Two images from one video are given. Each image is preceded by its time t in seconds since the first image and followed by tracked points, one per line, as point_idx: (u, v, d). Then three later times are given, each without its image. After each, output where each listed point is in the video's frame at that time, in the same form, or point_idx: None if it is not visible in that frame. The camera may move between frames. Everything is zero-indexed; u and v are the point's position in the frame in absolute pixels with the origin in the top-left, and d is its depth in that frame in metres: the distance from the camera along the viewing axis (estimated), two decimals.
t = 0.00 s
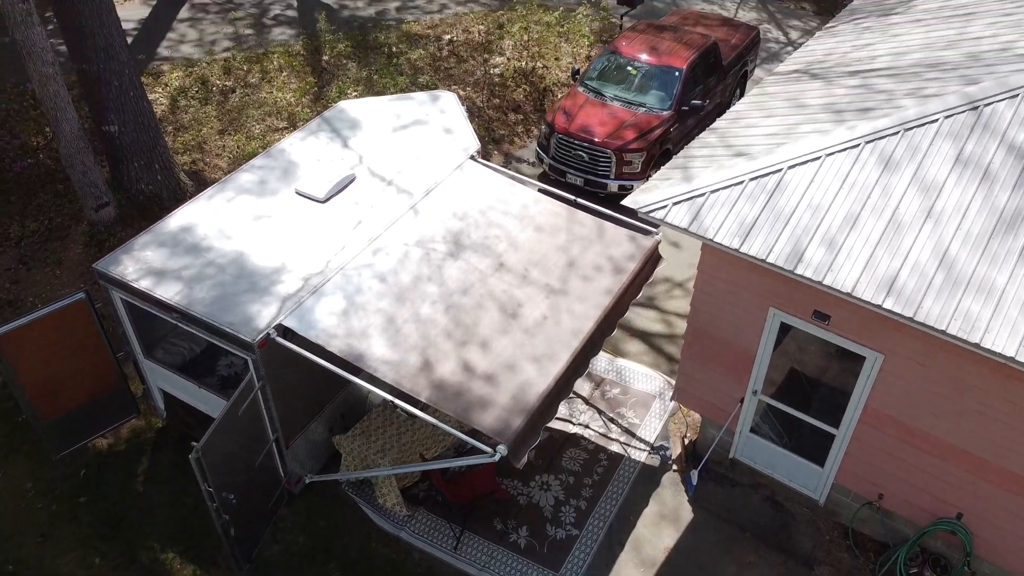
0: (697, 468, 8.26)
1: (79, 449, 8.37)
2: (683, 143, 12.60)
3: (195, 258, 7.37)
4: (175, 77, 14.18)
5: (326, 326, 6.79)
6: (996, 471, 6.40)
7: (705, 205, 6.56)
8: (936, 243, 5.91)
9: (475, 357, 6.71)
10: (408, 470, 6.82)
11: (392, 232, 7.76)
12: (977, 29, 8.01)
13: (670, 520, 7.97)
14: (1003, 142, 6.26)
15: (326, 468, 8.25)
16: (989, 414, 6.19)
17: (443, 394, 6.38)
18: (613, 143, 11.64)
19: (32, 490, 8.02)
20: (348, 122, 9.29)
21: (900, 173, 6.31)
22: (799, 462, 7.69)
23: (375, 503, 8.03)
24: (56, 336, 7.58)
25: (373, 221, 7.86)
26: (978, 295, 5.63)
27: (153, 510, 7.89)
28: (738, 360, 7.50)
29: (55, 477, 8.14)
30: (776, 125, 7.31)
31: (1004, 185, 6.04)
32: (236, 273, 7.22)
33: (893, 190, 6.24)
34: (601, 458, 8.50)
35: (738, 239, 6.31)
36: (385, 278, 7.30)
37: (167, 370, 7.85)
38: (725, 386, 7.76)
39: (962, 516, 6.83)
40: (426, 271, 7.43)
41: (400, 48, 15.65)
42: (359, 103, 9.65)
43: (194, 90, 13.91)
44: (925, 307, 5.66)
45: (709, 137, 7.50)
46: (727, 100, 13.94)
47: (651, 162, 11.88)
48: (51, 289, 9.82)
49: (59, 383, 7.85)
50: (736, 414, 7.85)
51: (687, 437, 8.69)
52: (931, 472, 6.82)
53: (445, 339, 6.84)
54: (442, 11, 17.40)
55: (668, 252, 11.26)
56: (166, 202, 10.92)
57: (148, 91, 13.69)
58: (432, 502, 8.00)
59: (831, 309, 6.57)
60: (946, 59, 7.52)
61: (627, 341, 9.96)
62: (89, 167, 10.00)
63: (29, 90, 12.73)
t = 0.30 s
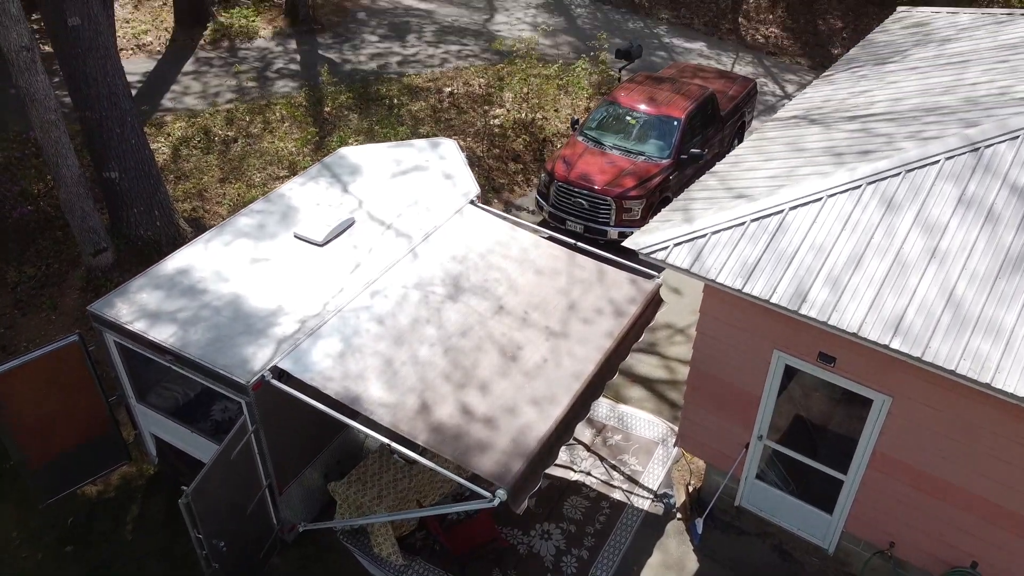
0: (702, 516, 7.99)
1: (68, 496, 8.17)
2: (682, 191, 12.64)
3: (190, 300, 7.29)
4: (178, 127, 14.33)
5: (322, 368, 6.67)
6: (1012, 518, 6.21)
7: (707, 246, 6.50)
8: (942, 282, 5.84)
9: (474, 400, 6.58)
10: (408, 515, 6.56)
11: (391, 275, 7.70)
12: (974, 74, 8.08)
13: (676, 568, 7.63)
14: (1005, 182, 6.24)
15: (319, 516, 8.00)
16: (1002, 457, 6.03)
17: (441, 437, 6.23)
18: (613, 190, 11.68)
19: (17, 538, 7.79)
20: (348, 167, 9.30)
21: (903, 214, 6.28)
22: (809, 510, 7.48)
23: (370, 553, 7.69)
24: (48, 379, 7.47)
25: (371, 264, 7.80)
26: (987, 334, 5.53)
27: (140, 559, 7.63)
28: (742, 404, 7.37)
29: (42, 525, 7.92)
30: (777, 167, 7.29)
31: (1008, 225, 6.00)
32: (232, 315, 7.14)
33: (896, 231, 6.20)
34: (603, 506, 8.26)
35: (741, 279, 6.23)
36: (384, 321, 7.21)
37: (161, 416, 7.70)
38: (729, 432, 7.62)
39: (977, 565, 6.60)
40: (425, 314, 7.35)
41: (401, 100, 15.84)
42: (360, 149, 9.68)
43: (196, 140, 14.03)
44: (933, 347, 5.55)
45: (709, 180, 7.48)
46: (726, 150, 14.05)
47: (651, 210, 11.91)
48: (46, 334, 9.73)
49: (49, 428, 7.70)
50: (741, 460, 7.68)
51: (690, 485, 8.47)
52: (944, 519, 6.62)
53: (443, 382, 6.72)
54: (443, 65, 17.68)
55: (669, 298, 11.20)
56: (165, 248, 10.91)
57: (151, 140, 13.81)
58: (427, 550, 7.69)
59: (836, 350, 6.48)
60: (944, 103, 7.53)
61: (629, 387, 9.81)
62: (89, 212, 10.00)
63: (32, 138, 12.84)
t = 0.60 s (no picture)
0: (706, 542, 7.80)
1: (55, 522, 7.97)
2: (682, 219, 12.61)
3: (184, 321, 7.17)
4: (177, 156, 14.35)
5: (317, 389, 6.53)
6: None
7: (708, 265, 6.39)
8: (949, 301, 5.75)
9: (472, 422, 6.43)
10: (403, 540, 6.37)
11: (389, 296, 7.60)
12: (974, 97, 8.06)
13: None
14: (1009, 201, 6.17)
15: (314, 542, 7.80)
16: (1013, 479, 5.88)
17: (438, 459, 6.08)
18: (613, 217, 11.65)
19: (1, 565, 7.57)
20: (346, 191, 9.24)
21: (908, 232, 6.19)
22: (814, 536, 7.31)
23: None
24: (37, 402, 7.34)
25: (368, 285, 7.70)
26: (997, 353, 5.42)
27: None
28: (746, 427, 7.22)
29: (26, 550, 7.70)
30: (778, 187, 7.20)
31: (1015, 243, 5.92)
32: (226, 336, 7.01)
33: (902, 249, 6.11)
34: (605, 533, 8.06)
35: (744, 298, 6.12)
36: (381, 342, 7.09)
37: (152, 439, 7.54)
38: (734, 456, 7.47)
39: None
40: (423, 335, 7.23)
41: (401, 129, 15.89)
42: (358, 173, 9.63)
43: (195, 168, 14.04)
44: (942, 366, 5.44)
45: (711, 200, 7.40)
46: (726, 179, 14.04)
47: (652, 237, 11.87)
48: (38, 359, 9.60)
49: (37, 451, 7.54)
50: (745, 486, 7.52)
51: (693, 511, 8.29)
52: (955, 544, 6.43)
53: (441, 404, 6.58)
54: (443, 96, 17.79)
55: (670, 325, 11.13)
56: (161, 274, 10.83)
57: (150, 168, 13.82)
58: None
59: (841, 371, 6.36)
60: (947, 125, 7.46)
61: (630, 413, 9.67)
62: (85, 237, 9.94)
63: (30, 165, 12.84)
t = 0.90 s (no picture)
0: (709, 537, 7.69)
1: (47, 517, 7.85)
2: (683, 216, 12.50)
3: (178, 312, 7.05)
4: (175, 154, 14.26)
5: (312, 379, 6.41)
6: None
7: (712, 252, 6.25)
8: (958, 288, 5.62)
9: (471, 413, 6.31)
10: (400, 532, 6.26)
11: (387, 287, 7.48)
12: (980, 87, 7.94)
13: None
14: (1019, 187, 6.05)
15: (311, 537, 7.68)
16: None
17: (436, 449, 5.96)
18: (613, 213, 11.55)
19: None
20: (344, 183, 9.13)
21: (916, 219, 6.06)
22: (818, 530, 7.21)
23: None
24: (30, 394, 7.21)
25: (366, 276, 7.58)
26: (1009, 340, 5.30)
27: None
28: (750, 419, 7.11)
29: (18, 545, 7.58)
30: (782, 176, 7.06)
31: None
32: (220, 327, 6.89)
33: (909, 236, 5.97)
34: (606, 529, 7.96)
35: (748, 285, 5.98)
36: (378, 333, 6.97)
37: (145, 432, 7.58)
38: (738, 450, 7.35)
39: None
40: (421, 326, 7.11)
41: (400, 128, 15.80)
42: (357, 166, 9.52)
43: (193, 166, 13.95)
44: (952, 353, 5.30)
45: (714, 189, 7.28)
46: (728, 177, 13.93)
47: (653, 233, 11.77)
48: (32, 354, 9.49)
49: (28, 444, 7.41)
50: (749, 480, 7.39)
51: (696, 507, 8.18)
52: (966, 539, 6.30)
53: (439, 395, 6.46)
54: (442, 96, 17.71)
55: (671, 323, 11.07)
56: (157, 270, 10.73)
57: (147, 166, 13.73)
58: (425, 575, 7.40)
59: (848, 361, 6.24)
60: (954, 113, 7.32)
61: (631, 410, 9.57)
62: (80, 231, 9.83)
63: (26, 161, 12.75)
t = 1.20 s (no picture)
0: (712, 527, 7.59)
1: (40, 506, 7.73)
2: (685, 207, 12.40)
3: (174, 297, 6.95)
4: (172, 145, 14.15)
5: (309, 364, 6.30)
6: None
7: (715, 235, 6.13)
8: (967, 269, 5.50)
9: (471, 397, 6.20)
10: (399, 520, 6.16)
11: (385, 273, 7.37)
12: (987, 71, 7.83)
13: None
14: None
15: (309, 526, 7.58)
16: None
17: (435, 434, 5.85)
18: (615, 203, 11.46)
19: None
20: (342, 170, 9.02)
21: (923, 199, 5.94)
22: (823, 518, 7.09)
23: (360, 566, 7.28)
24: (25, 383, 7.09)
25: (364, 262, 7.48)
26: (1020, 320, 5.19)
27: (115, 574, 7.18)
28: (754, 406, 7.00)
29: (10, 535, 7.46)
30: (787, 158, 6.95)
31: None
32: (216, 312, 6.78)
33: (917, 217, 5.86)
34: (607, 519, 7.86)
35: (753, 268, 5.86)
36: (376, 318, 6.85)
37: (141, 419, 7.48)
38: (741, 438, 7.26)
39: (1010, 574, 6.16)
40: (420, 312, 7.00)
41: (399, 121, 15.68)
42: (355, 153, 9.40)
43: (190, 158, 13.84)
44: (963, 334, 5.19)
45: (718, 172, 7.16)
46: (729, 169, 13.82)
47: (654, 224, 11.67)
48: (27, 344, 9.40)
49: (22, 432, 7.27)
50: (753, 468, 7.31)
51: (698, 496, 8.07)
52: (975, 526, 6.19)
53: (439, 380, 6.35)
54: (442, 89, 17.60)
55: (673, 315, 10.97)
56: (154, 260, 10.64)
57: (144, 157, 13.63)
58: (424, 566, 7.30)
59: (854, 345, 6.12)
60: (963, 96, 7.21)
61: (633, 400, 9.47)
62: (75, 220, 9.73)
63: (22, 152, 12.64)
